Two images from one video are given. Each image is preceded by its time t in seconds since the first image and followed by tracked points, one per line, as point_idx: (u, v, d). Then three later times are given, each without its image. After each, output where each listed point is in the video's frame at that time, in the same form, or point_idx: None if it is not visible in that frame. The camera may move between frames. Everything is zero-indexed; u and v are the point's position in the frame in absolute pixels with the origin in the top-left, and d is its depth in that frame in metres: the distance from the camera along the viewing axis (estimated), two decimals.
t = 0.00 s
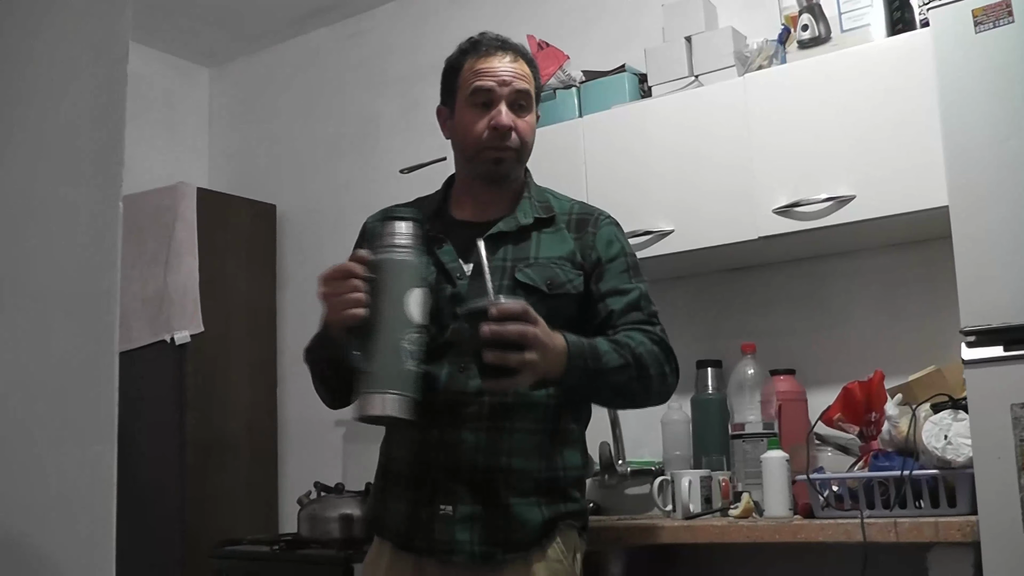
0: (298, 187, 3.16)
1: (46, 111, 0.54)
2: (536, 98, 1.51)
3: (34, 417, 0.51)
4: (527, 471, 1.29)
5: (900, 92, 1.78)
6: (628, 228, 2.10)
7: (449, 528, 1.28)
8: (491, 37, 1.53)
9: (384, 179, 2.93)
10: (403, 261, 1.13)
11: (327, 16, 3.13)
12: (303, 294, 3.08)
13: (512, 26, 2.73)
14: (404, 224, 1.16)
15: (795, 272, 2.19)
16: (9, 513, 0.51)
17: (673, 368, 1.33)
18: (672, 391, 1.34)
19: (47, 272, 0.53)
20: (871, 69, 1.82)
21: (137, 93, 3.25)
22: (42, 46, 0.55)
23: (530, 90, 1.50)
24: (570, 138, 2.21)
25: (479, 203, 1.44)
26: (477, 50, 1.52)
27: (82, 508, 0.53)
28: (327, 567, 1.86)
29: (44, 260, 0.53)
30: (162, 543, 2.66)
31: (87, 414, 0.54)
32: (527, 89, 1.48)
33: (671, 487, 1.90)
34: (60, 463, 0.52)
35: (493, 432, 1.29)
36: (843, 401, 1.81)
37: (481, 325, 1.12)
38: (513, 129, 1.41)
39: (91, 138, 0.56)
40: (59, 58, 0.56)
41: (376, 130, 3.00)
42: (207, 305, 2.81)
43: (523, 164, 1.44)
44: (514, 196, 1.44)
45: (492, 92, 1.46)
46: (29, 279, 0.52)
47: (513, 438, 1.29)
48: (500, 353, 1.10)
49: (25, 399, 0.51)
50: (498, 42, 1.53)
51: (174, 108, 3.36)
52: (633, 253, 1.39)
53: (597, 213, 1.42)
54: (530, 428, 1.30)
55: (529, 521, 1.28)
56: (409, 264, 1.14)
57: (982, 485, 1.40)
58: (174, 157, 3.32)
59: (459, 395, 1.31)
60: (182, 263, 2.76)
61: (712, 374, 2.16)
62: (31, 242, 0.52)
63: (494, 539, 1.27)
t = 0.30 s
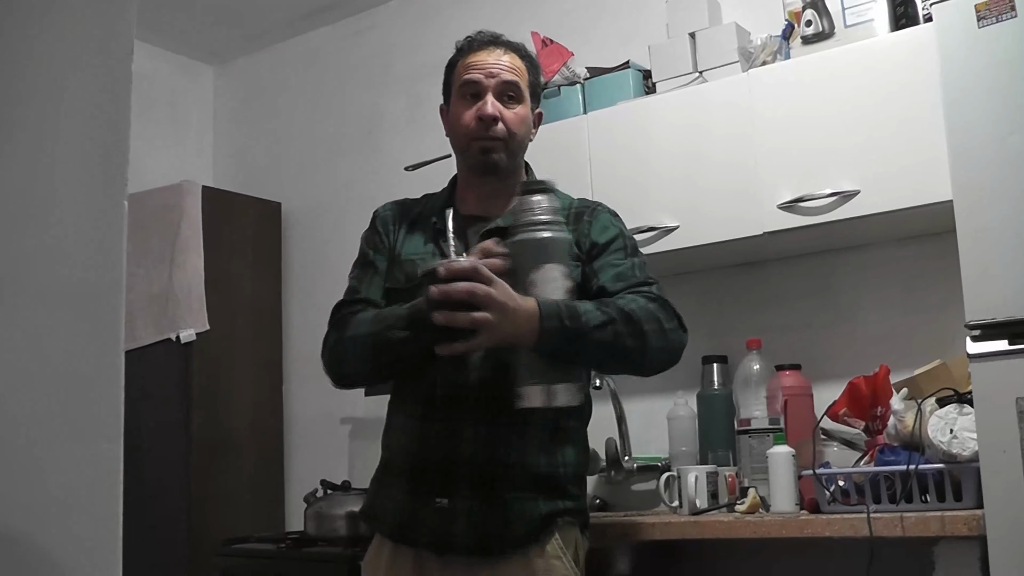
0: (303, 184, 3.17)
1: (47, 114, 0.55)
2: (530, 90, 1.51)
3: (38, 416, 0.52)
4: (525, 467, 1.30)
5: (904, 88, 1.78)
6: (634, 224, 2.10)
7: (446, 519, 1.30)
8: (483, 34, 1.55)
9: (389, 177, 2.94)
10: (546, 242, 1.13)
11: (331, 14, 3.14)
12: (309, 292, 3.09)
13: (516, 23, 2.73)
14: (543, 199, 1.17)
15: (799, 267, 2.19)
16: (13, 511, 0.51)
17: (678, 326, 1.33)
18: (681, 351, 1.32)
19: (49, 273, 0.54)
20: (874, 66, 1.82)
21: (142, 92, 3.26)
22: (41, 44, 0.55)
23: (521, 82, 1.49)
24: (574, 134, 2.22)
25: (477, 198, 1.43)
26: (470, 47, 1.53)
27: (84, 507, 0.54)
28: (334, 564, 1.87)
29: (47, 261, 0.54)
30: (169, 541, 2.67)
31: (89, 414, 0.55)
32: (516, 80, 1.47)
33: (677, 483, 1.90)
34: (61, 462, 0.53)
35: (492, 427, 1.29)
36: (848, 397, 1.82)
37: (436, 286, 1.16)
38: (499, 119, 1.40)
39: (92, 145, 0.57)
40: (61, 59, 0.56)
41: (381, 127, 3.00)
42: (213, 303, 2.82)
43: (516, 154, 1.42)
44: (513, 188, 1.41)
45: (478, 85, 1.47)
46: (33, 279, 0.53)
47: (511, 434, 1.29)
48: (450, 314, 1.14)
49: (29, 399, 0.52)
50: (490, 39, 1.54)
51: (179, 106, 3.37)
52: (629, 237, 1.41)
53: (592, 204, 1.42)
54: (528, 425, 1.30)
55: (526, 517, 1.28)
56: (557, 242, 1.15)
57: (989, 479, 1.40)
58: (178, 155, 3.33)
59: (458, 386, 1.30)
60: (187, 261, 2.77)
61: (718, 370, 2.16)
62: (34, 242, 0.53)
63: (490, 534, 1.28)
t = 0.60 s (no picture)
0: (308, 183, 3.18)
1: (50, 124, 0.58)
2: (527, 87, 1.50)
3: (44, 409, 0.56)
4: (530, 465, 1.31)
5: (911, 84, 1.78)
6: (638, 222, 2.11)
7: (450, 518, 1.30)
8: (476, 31, 1.53)
9: (394, 175, 2.95)
10: (589, 263, 1.26)
11: (335, 12, 3.15)
12: (314, 291, 3.10)
13: (522, 20, 2.74)
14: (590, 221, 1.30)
15: (805, 264, 2.20)
16: (21, 507, 0.55)
17: (675, 356, 1.36)
18: (679, 382, 1.37)
19: (49, 279, 0.57)
20: (879, 62, 1.82)
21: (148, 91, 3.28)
22: (46, 56, 0.59)
23: (518, 80, 1.49)
24: (580, 132, 2.22)
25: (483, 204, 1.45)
26: (465, 46, 1.52)
27: (89, 501, 0.57)
28: (342, 560, 1.88)
29: (47, 268, 0.57)
30: (175, 539, 2.68)
31: (92, 412, 0.58)
32: (512, 80, 1.47)
33: (682, 480, 1.89)
34: (67, 458, 0.56)
35: (496, 424, 1.31)
36: (853, 394, 1.80)
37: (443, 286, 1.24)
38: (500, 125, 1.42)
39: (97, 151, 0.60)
40: (66, 69, 0.59)
41: (386, 125, 3.01)
42: (218, 301, 2.83)
43: (518, 158, 1.44)
44: (518, 193, 1.45)
45: (474, 88, 1.46)
46: (31, 285, 0.56)
47: (516, 431, 1.31)
48: (454, 315, 1.22)
49: (33, 399, 0.55)
50: (483, 35, 1.53)
51: (185, 104, 3.39)
52: (635, 245, 1.41)
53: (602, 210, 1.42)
54: (530, 424, 1.32)
55: (531, 516, 1.29)
56: (602, 265, 1.28)
57: (993, 474, 1.40)
58: (184, 154, 3.35)
59: (462, 387, 1.33)
60: (192, 259, 2.78)
61: (723, 367, 2.16)
62: (37, 250, 0.57)
63: (494, 531, 1.28)
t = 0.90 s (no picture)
0: (312, 180, 3.18)
1: (50, 124, 0.57)
2: (507, 84, 1.49)
3: (48, 411, 0.55)
4: (535, 464, 1.31)
5: (913, 81, 1.78)
6: (643, 218, 2.11)
7: (456, 515, 1.31)
8: (457, 36, 1.54)
9: (398, 172, 2.96)
10: (596, 266, 1.27)
11: (339, 10, 3.15)
12: (318, 288, 3.11)
13: (525, 17, 2.74)
14: (596, 223, 1.28)
15: (809, 261, 2.20)
16: (22, 509, 0.53)
17: (680, 362, 1.37)
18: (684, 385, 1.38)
19: (50, 280, 0.56)
20: (881, 59, 1.82)
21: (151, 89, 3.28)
22: (47, 56, 0.57)
23: (495, 79, 1.49)
24: (584, 130, 2.22)
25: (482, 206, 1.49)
26: (447, 53, 1.54)
27: (89, 500, 0.56)
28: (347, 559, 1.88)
29: (47, 269, 0.56)
30: (180, 537, 2.69)
31: (95, 408, 0.57)
32: (484, 83, 1.48)
33: (687, 476, 1.91)
34: (68, 459, 0.55)
35: (502, 422, 1.32)
36: (857, 390, 1.82)
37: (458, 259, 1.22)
38: (469, 131, 1.45)
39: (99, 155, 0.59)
40: (66, 68, 0.58)
41: (389, 122, 3.01)
42: (222, 299, 2.84)
43: (497, 161, 1.46)
44: (523, 196, 1.46)
45: (449, 97, 1.49)
46: (30, 284, 0.55)
47: (522, 428, 1.32)
48: (467, 287, 1.21)
49: (33, 400, 0.54)
50: (463, 39, 1.53)
51: (188, 103, 3.39)
52: (647, 247, 1.41)
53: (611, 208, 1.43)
54: (535, 421, 1.33)
55: (536, 513, 1.29)
56: (610, 265, 1.28)
57: (998, 469, 1.40)
58: (187, 152, 3.35)
59: (467, 384, 1.35)
60: (196, 257, 2.79)
61: (727, 364, 2.17)
62: (36, 251, 0.55)
63: (498, 528, 1.29)
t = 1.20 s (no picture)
0: (317, 178, 3.19)
1: (50, 124, 0.56)
2: (480, 85, 1.48)
3: (50, 410, 0.54)
4: (532, 463, 1.31)
5: (918, 80, 1.78)
6: (647, 217, 2.11)
7: (454, 515, 1.32)
8: (432, 43, 1.55)
9: (402, 170, 2.96)
10: (586, 262, 1.25)
11: (343, 8, 3.16)
12: (323, 286, 3.11)
13: (530, 15, 2.74)
14: (583, 219, 1.27)
15: (812, 259, 2.20)
16: (24, 509, 0.53)
17: (674, 357, 1.36)
18: (679, 381, 1.37)
19: (50, 280, 0.55)
20: (886, 57, 1.82)
21: (155, 86, 3.29)
22: (46, 53, 0.57)
23: (468, 83, 1.49)
24: (587, 128, 2.22)
25: (480, 206, 1.51)
26: (424, 63, 1.55)
27: (91, 497, 0.55)
28: (350, 557, 1.88)
29: (47, 268, 0.55)
30: (184, 534, 2.70)
31: (98, 405, 0.57)
32: (458, 89, 1.48)
33: (691, 475, 1.91)
34: (72, 457, 0.55)
35: (497, 421, 1.33)
36: (861, 388, 1.82)
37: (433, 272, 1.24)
38: (448, 138, 1.46)
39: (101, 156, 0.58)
40: (64, 63, 0.57)
41: (394, 120, 3.02)
42: (226, 297, 2.85)
43: (480, 162, 1.46)
44: (519, 197, 1.48)
45: (428, 107, 1.51)
46: (31, 283, 0.54)
47: (517, 427, 1.32)
48: (441, 299, 1.23)
49: (34, 399, 0.54)
50: (437, 47, 1.54)
51: (192, 100, 3.40)
52: (643, 238, 1.40)
53: (606, 202, 1.43)
54: (531, 419, 1.33)
55: (534, 513, 1.30)
56: (599, 261, 1.26)
57: (1001, 468, 1.40)
58: (192, 150, 3.36)
59: (463, 383, 1.37)
60: (201, 255, 2.80)
61: (732, 362, 2.15)
62: (35, 250, 0.55)
63: (495, 527, 1.30)
